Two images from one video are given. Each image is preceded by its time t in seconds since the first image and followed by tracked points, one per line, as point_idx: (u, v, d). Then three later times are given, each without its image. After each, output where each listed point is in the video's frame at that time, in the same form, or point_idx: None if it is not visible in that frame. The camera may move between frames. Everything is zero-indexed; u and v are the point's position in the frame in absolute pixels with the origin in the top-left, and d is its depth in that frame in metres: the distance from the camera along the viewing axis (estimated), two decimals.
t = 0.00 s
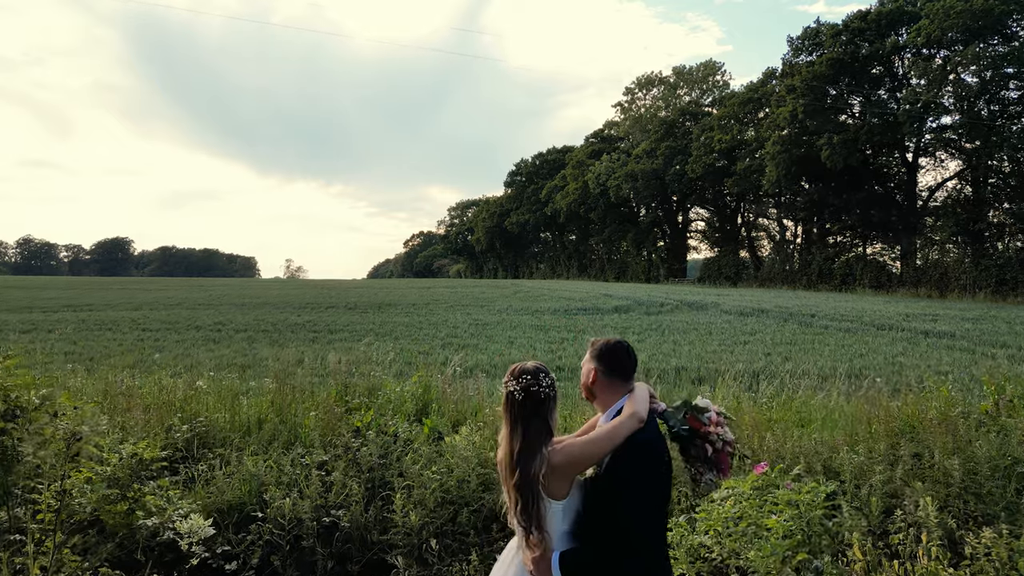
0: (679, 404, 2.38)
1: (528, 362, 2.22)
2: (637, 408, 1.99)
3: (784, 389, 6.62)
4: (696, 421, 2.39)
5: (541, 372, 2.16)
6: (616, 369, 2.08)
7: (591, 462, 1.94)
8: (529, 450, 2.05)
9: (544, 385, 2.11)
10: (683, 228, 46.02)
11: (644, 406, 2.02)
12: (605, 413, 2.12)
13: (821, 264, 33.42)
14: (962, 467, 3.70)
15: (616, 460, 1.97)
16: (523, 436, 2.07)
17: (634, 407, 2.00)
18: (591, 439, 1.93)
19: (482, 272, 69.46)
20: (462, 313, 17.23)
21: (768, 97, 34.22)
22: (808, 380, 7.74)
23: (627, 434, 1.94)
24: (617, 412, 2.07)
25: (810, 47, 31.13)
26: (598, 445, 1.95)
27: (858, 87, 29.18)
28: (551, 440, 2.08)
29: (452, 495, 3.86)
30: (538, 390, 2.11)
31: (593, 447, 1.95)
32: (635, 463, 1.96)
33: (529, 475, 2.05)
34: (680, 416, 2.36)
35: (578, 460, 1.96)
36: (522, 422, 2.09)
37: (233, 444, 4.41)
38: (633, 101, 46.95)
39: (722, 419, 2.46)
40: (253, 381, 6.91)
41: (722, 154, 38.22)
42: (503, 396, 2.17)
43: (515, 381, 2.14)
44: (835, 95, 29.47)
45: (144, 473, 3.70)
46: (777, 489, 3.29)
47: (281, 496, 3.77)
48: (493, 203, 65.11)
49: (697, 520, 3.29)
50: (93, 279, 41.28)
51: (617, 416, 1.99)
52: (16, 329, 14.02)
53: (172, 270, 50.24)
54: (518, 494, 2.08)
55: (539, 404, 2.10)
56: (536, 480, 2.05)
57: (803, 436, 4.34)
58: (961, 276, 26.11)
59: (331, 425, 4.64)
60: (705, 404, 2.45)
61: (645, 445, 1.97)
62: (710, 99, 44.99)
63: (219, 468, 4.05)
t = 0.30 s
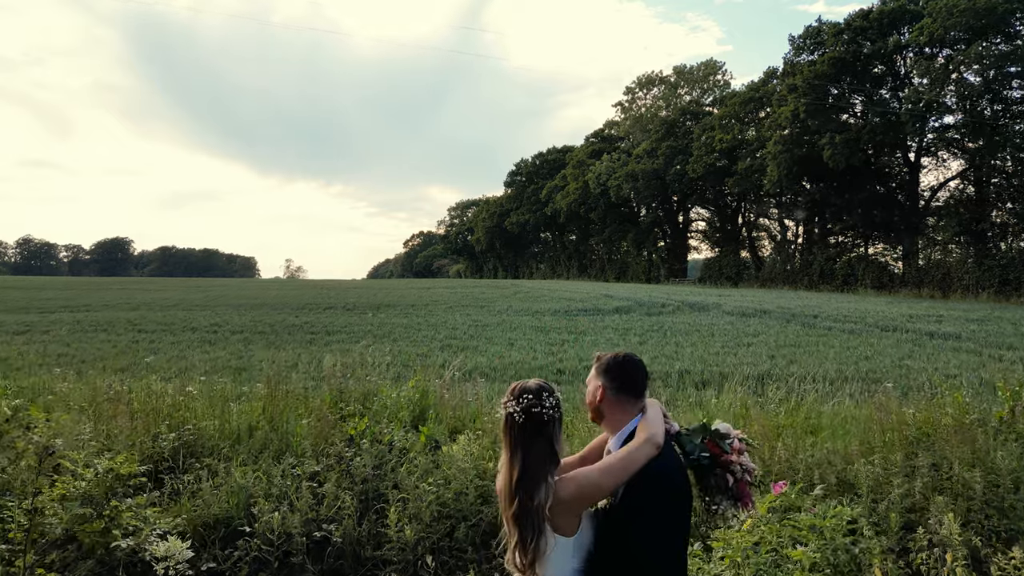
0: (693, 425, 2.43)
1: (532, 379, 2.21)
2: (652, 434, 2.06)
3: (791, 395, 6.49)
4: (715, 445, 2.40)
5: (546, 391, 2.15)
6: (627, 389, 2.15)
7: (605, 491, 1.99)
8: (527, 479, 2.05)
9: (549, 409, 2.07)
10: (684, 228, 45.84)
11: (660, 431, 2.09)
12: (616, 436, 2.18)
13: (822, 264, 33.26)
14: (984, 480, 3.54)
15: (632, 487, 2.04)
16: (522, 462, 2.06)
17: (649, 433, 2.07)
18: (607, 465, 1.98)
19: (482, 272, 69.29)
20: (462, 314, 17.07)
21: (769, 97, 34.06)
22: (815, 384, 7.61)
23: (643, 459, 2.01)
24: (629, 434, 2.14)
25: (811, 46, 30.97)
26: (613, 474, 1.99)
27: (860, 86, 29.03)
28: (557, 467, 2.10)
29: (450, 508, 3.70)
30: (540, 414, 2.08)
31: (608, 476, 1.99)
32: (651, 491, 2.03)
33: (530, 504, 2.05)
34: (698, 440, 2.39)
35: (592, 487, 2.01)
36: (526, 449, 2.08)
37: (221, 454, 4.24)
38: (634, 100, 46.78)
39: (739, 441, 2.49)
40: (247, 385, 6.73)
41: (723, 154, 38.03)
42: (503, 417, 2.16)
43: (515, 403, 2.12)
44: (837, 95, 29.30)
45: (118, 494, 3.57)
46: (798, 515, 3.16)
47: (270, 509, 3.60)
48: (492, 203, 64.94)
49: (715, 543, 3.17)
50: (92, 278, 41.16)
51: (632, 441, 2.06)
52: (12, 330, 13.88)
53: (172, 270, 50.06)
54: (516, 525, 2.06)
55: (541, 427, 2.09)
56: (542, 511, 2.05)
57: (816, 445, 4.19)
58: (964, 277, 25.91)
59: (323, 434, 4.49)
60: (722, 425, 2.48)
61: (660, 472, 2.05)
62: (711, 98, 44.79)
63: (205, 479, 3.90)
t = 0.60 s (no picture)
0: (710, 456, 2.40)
1: (528, 409, 2.17)
2: (666, 472, 2.09)
3: (799, 402, 6.38)
4: (734, 478, 2.35)
5: (544, 421, 2.11)
6: (637, 413, 2.19)
7: (616, 533, 2.01)
8: (525, 520, 2.00)
9: (548, 442, 2.02)
10: (684, 228, 45.70)
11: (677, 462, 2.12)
12: (628, 470, 2.21)
13: (824, 265, 33.16)
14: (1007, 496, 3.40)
15: (646, 528, 2.11)
16: (518, 504, 2.01)
17: (661, 469, 2.10)
18: (620, 505, 2.00)
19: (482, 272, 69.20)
20: (461, 316, 16.91)
21: (770, 96, 33.91)
22: (821, 389, 7.50)
23: (659, 493, 2.04)
24: (642, 466, 2.19)
25: (813, 45, 30.82)
26: (627, 515, 2.01)
27: (862, 86, 28.86)
28: (560, 507, 2.06)
29: (446, 525, 3.54)
30: (539, 449, 2.03)
31: (620, 517, 2.01)
32: (666, 530, 2.09)
33: (530, 551, 1.99)
34: (719, 473, 2.35)
35: (601, 531, 2.01)
36: (526, 489, 2.03)
37: (209, 467, 4.09)
38: (634, 100, 46.69)
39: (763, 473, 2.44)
40: (238, 392, 6.57)
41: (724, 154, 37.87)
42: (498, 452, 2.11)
43: (512, 436, 2.09)
44: (838, 95, 29.11)
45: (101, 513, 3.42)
46: (821, 546, 3.04)
47: (257, 525, 3.43)
48: (492, 203, 64.84)
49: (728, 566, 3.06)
50: (92, 279, 41.12)
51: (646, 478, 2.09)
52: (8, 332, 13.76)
53: (172, 270, 50.03)
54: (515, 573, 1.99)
55: (541, 462, 2.05)
56: (544, 558, 1.99)
57: (826, 457, 4.07)
58: (967, 277, 25.80)
59: (316, 445, 4.33)
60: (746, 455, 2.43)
61: (677, 505, 2.10)
62: (712, 98, 44.63)
63: (194, 493, 3.75)
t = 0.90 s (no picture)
0: (737, 508, 2.54)
1: (531, 455, 2.27)
2: (686, 528, 2.23)
3: (805, 411, 6.26)
4: (761, 535, 2.47)
5: (547, 469, 2.22)
6: (649, 459, 2.26)
7: None
8: None
9: (549, 492, 2.15)
10: (685, 228, 45.60)
11: (694, 519, 2.26)
12: (640, 518, 2.34)
13: (825, 266, 33.05)
14: None
15: None
16: (521, 558, 2.16)
17: (678, 526, 2.24)
18: (638, 567, 2.15)
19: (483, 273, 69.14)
20: (460, 318, 16.74)
21: (771, 96, 33.76)
22: (827, 397, 7.37)
23: (676, 553, 2.20)
24: (655, 515, 2.31)
25: (815, 45, 30.65)
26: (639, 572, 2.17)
27: (865, 86, 28.59)
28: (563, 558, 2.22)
29: (442, 548, 3.38)
30: (541, 502, 2.16)
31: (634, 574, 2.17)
32: None
33: None
34: (743, 529, 2.48)
35: None
36: (531, 541, 2.19)
37: (196, 483, 3.93)
38: (634, 100, 46.56)
39: (791, 525, 2.55)
40: (229, 400, 6.40)
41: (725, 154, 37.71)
42: (497, 500, 2.22)
43: (513, 481, 2.21)
44: (840, 95, 28.88)
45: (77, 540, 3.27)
46: None
47: (244, 548, 3.28)
48: (492, 203, 64.72)
49: None
50: (91, 279, 41.06)
51: (662, 534, 2.24)
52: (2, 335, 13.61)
53: (172, 270, 49.97)
54: None
55: (542, 515, 2.19)
56: None
57: (838, 470, 3.96)
58: (969, 278, 25.69)
59: (306, 459, 4.16)
60: (776, 510, 2.55)
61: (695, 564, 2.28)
62: (713, 98, 44.45)
63: (178, 511, 3.59)
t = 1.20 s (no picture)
0: None
1: (537, 522, 2.71)
2: None
3: (813, 422, 6.08)
4: None
5: (553, 538, 2.66)
6: (666, 521, 2.20)
7: None
8: None
9: (554, 559, 2.54)
10: (686, 229, 45.45)
11: None
12: None
13: (827, 267, 32.88)
14: None
15: None
16: None
17: None
18: None
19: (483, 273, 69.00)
20: (460, 321, 16.54)
21: (772, 97, 33.60)
22: (835, 406, 7.20)
23: None
24: None
25: (816, 45, 30.49)
26: None
27: (866, 86, 28.48)
28: None
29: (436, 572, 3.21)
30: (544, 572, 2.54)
31: None
32: None
33: None
34: None
35: None
36: None
37: (181, 500, 3.77)
38: (635, 100, 46.42)
39: None
40: (220, 411, 6.21)
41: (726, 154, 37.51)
42: (500, 566, 2.65)
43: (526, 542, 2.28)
44: (842, 95, 28.80)
45: (50, 567, 3.06)
46: None
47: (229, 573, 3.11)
48: (492, 203, 64.57)
49: None
50: (89, 280, 40.91)
51: None
52: None
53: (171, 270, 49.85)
54: None
55: None
56: None
57: (852, 487, 3.82)
58: (972, 280, 25.52)
59: (296, 473, 3.99)
60: None
61: None
62: (714, 98, 44.26)
63: (160, 531, 3.42)
